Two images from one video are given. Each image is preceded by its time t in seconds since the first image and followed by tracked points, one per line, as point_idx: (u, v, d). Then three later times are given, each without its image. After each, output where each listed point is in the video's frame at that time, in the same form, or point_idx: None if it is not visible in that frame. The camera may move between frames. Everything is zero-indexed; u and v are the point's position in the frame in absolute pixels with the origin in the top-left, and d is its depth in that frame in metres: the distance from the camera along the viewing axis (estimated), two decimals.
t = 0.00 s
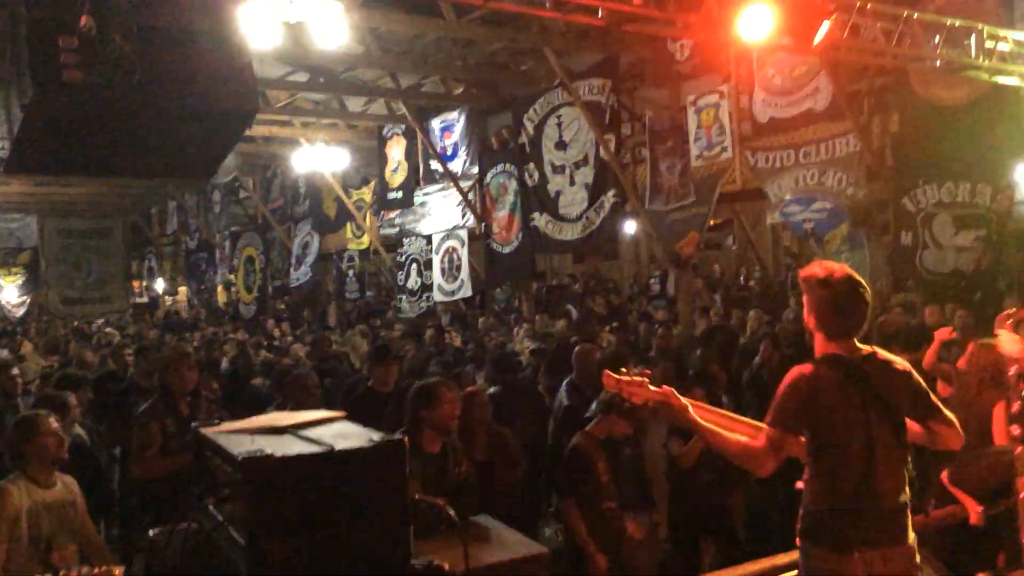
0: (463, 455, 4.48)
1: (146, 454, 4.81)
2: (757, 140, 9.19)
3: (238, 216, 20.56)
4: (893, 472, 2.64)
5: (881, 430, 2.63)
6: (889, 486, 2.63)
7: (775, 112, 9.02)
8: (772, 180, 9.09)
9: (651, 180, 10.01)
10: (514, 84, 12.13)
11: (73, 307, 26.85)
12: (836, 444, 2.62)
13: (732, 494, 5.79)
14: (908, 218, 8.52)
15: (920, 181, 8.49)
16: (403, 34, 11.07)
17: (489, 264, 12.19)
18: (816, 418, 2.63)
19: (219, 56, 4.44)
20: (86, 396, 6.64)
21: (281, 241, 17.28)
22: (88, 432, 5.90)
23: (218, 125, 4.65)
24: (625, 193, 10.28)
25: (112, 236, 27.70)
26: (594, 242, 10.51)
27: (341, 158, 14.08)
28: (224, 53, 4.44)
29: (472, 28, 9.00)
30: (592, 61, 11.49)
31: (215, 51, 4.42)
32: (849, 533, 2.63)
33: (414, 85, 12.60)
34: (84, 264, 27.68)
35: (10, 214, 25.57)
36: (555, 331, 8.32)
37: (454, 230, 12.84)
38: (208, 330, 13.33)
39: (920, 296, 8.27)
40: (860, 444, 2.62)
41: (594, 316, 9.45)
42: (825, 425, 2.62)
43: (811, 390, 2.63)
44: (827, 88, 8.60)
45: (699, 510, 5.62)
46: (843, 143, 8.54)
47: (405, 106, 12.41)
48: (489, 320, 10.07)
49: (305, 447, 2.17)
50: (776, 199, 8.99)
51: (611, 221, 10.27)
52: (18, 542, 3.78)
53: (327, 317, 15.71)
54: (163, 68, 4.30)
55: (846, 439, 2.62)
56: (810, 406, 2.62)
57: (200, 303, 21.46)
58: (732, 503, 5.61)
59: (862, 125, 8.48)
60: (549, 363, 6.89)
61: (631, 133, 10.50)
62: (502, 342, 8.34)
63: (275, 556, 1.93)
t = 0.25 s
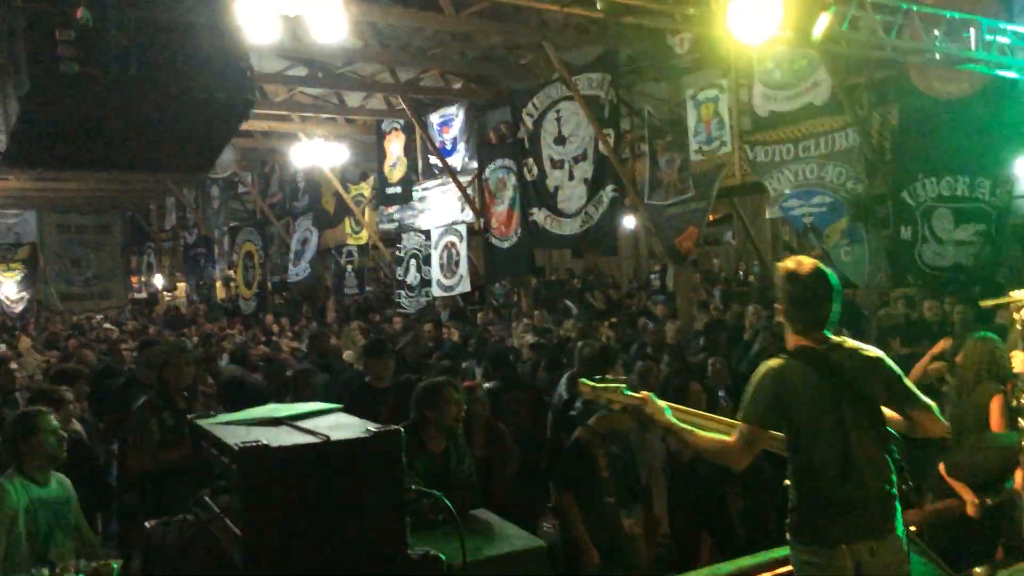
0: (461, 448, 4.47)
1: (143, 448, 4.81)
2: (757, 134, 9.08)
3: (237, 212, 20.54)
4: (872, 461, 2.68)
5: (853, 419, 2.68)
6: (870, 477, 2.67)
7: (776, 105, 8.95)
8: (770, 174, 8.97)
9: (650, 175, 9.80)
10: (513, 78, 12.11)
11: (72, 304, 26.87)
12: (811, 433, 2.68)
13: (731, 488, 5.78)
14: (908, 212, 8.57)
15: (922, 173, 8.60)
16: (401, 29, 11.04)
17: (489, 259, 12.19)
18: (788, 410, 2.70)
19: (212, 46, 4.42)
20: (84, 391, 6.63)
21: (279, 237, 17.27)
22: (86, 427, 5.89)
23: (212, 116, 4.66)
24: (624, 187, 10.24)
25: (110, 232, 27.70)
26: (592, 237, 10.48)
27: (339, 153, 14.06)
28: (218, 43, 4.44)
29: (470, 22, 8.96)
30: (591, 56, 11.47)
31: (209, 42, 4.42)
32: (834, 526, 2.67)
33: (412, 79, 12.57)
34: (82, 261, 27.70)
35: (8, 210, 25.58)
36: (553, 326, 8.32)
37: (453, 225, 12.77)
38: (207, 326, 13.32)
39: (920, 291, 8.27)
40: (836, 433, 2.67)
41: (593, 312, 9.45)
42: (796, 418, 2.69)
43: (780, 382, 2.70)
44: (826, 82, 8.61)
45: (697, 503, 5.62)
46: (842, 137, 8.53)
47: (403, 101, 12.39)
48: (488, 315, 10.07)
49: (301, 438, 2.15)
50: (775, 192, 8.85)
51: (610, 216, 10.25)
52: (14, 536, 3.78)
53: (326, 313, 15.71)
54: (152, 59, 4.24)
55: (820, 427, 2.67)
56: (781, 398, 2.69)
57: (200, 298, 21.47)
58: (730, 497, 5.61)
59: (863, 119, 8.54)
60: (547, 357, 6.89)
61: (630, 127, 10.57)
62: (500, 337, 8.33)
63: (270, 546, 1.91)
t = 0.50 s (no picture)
0: (459, 439, 4.48)
1: (143, 440, 4.83)
2: (755, 126, 9.13)
3: (236, 204, 20.57)
4: (865, 436, 2.97)
5: (840, 398, 2.97)
6: (863, 451, 2.96)
7: (774, 96, 9.03)
8: (770, 165, 8.98)
9: (649, 166, 9.86)
10: (512, 69, 12.11)
11: (72, 297, 26.94)
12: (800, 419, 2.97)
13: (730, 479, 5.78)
14: (906, 203, 8.42)
15: (920, 164, 8.43)
16: (399, 20, 11.01)
17: (487, 251, 12.21)
18: (774, 397, 2.99)
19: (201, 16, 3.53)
20: (84, 383, 6.65)
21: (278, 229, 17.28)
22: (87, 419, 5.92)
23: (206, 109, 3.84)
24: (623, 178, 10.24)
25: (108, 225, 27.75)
26: (591, 228, 10.48)
27: (337, 145, 14.04)
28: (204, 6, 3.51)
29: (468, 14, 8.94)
30: (590, 47, 11.46)
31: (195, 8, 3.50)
32: (833, 502, 2.96)
33: (410, 71, 12.56)
34: (81, 254, 27.71)
35: (6, 203, 25.56)
36: (550, 317, 8.36)
37: (452, 217, 12.76)
38: (207, 318, 13.34)
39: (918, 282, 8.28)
40: (823, 416, 2.96)
41: (591, 303, 9.48)
42: (783, 403, 2.98)
43: (763, 375, 2.99)
44: (825, 72, 8.72)
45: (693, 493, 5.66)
46: (841, 127, 8.55)
47: (402, 93, 12.38)
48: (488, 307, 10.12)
49: (296, 425, 2.17)
50: (775, 182, 8.83)
51: (608, 208, 10.25)
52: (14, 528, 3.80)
53: (325, 306, 15.74)
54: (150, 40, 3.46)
55: (807, 412, 2.96)
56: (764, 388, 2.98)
57: (200, 291, 21.50)
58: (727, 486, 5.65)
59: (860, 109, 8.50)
60: (545, 348, 6.92)
61: (629, 118, 10.63)
62: (498, 329, 8.37)
63: (265, 532, 1.93)
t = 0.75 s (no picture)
0: (454, 433, 4.49)
1: (139, 433, 4.84)
2: (750, 118, 9.21)
3: (231, 198, 20.56)
4: (866, 425, 3.11)
5: (839, 391, 3.12)
6: (865, 441, 3.10)
7: (768, 88, 9.09)
8: (765, 157, 9.08)
9: (645, 158, 9.98)
10: (507, 63, 12.10)
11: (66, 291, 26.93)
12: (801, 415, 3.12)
13: (725, 470, 5.80)
14: (901, 195, 8.35)
15: (914, 155, 8.34)
16: (393, 13, 10.98)
17: (482, 245, 12.23)
18: (774, 394, 3.13)
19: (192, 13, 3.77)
20: (79, 378, 6.65)
21: (273, 223, 17.27)
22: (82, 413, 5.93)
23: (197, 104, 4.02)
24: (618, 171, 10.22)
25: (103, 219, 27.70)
26: (587, 221, 10.42)
27: (332, 139, 14.05)
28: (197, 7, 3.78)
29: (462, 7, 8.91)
30: (585, 40, 11.45)
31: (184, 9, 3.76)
32: (836, 492, 3.11)
33: (405, 64, 12.54)
34: (75, 248, 27.68)
35: None
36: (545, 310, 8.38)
37: (447, 210, 12.72)
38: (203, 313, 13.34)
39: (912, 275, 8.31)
40: (825, 409, 3.11)
41: (586, 296, 9.51)
42: (785, 398, 3.12)
43: (762, 375, 3.12)
44: (820, 64, 8.70)
45: (687, 485, 5.69)
46: (835, 119, 8.60)
47: (396, 86, 12.37)
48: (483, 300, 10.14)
49: (290, 417, 2.16)
50: (770, 174, 8.96)
51: (604, 201, 10.23)
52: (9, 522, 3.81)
53: (321, 299, 15.76)
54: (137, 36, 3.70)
55: (808, 407, 3.11)
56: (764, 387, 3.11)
57: (196, 285, 21.48)
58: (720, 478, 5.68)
59: (856, 102, 8.53)
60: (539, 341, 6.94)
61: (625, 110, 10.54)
62: (493, 321, 8.39)
63: (258, 524, 1.93)
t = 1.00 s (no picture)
0: (436, 429, 4.50)
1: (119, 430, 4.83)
2: (732, 116, 9.16)
3: (213, 195, 20.50)
4: (863, 424, 2.93)
5: (839, 388, 2.93)
6: (862, 440, 2.93)
7: (751, 87, 9.04)
8: (747, 156, 9.07)
9: (628, 156, 10.03)
10: (491, 60, 12.13)
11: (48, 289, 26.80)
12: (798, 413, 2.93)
13: (707, 466, 5.86)
14: (882, 193, 8.45)
15: (897, 156, 8.46)
16: (376, 10, 10.98)
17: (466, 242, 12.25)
18: (774, 392, 2.94)
19: None
20: (60, 376, 6.61)
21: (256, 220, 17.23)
22: (63, 410, 5.90)
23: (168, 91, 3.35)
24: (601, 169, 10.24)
25: (84, 216, 27.56)
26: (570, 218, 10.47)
27: (315, 136, 14.05)
28: None
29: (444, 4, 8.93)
30: (567, 37, 11.50)
31: None
32: (833, 492, 2.92)
33: (388, 61, 12.55)
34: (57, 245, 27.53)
35: None
36: (527, 307, 8.42)
37: (431, 208, 12.74)
38: (186, 310, 13.30)
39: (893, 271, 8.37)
40: (825, 408, 2.92)
41: (570, 293, 9.54)
42: (783, 394, 2.94)
43: (763, 369, 2.94)
44: (801, 63, 8.66)
45: (669, 480, 5.72)
46: (817, 118, 8.53)
47: (379, 83, 12.38)
48: (467, 298, 10.16)
49: (268, 414, 2.17)
50: (751, 173, 8.97)
51: (587, 199, 10.26)
52: None
53: (304, 296, 15.75)
54: (124, 26, 3.11)
55: (806, 403, 2.92)
56: (762, 383, 2.93)
57: (178, 283, 21.40)
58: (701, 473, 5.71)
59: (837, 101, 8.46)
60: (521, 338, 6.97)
61: (607, 109, 10.71)
62: (475, 319, 8.41)
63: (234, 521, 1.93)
